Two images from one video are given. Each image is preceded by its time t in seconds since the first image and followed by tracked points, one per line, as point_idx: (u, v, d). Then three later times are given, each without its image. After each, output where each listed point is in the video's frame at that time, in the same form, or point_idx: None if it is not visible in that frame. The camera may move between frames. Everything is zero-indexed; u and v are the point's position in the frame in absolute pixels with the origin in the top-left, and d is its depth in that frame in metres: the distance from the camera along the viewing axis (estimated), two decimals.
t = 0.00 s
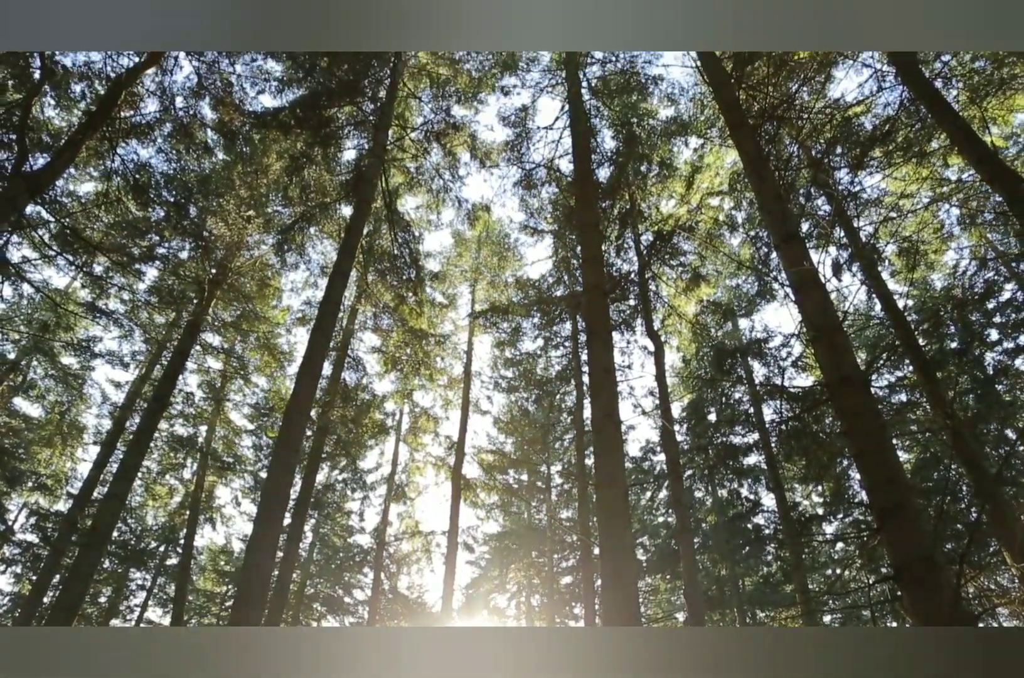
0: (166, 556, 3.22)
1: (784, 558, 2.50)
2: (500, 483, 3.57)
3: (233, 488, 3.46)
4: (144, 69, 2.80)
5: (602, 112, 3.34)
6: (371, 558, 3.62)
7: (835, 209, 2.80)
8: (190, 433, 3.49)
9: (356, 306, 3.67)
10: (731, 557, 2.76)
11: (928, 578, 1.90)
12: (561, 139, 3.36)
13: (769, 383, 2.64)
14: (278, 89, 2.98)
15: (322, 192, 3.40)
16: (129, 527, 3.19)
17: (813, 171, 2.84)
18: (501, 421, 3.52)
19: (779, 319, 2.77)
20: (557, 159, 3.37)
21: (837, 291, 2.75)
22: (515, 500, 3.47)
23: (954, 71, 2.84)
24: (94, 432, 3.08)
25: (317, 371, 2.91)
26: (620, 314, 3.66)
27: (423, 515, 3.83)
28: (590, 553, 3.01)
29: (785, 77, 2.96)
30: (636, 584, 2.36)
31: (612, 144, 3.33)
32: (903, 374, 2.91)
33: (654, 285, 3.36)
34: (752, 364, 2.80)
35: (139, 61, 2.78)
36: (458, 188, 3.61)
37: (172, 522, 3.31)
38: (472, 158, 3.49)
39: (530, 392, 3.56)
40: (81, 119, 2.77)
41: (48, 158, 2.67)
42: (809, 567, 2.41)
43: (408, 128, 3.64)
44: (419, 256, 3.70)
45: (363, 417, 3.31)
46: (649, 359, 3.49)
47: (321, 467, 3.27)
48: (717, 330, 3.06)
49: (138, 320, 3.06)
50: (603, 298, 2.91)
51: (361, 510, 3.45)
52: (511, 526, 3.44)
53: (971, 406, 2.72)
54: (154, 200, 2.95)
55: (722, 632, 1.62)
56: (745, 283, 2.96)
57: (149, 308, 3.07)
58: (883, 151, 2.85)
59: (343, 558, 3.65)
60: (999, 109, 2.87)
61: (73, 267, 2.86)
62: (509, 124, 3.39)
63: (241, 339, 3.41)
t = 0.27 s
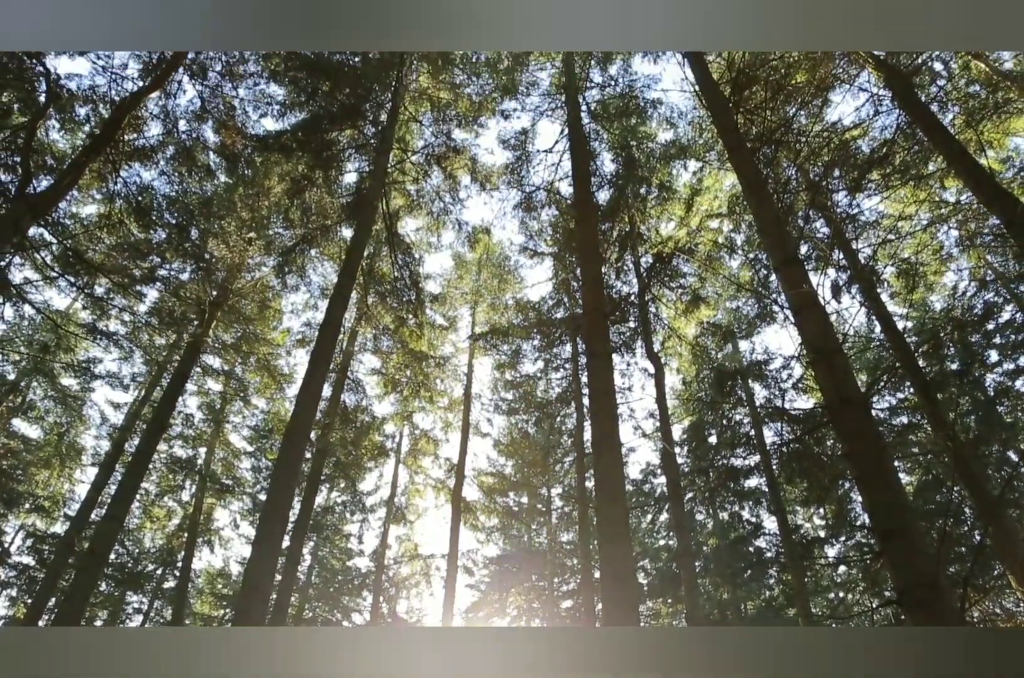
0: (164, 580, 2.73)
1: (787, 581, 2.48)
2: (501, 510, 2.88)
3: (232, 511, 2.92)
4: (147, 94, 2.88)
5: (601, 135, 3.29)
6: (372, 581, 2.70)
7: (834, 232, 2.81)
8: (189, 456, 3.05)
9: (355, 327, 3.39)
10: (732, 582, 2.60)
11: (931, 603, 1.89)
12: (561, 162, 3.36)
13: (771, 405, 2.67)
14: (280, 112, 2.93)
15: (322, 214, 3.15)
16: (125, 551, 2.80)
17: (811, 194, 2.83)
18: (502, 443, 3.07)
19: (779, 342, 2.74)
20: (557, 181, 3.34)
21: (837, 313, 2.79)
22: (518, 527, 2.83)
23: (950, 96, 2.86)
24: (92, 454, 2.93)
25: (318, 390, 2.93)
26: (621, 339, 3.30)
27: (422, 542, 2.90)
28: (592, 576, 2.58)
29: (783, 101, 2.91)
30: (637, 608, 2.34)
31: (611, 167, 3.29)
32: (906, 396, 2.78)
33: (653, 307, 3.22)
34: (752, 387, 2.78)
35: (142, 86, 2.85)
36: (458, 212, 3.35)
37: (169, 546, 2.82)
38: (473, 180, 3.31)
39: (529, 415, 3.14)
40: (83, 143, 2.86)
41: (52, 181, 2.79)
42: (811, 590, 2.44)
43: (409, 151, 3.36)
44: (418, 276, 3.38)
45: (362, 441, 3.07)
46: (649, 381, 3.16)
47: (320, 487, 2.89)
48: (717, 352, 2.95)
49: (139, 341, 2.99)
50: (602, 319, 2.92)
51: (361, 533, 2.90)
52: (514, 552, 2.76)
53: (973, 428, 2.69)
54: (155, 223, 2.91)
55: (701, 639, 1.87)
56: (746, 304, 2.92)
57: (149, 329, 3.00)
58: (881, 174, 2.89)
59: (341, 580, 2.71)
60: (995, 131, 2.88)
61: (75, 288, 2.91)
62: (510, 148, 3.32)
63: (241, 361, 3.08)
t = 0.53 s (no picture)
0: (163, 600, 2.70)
1: (788, 600, 2.43)
2: (500, 527, 2.87)
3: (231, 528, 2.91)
4: (150, 112, 2.90)
5: (601, 153, 3.32)
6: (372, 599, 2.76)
7: (833, 250, 2.80)
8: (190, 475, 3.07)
9: (355, 343, 3.33)
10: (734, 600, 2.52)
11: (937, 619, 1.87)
12: (561, 180, 3.35)
13: (772, 422, 2.69)
14: (282, 130, 2.93)
15: (322, 232, 3.12)
16: (124, 569, 2.81)
17: (810, 212, 2.83)
18: (502, 461, 3.02)
19: (779, 359, 2.77)
20: (557, 199, 3.30)
21: (837, 331, 2.71)
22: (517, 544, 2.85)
23: (947, 114, 2.88)
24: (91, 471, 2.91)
25: (318, 408, 2.89)
26: (621, 355, 3.25)
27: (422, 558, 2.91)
28: (592, 597, 2.46)
29: (781, 120, 2.89)
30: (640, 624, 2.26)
31: (611, 185, 3.30)
32: (906, 414, 2.80)
33: (653, 324, 3.21)
34: (752, 404, 2.79)
35: (146, 104, 2.88)
36: (458, 230, 3.34)
37: (168, 563, 2.81)
38: (473, 199, 3.31)
39: (529, 432, 3.03)
40: (86, 161, 2.91)
41: (53, 198, 2.86)
42: (814, 610, 2.38)
43: (409, 170, 3.33)
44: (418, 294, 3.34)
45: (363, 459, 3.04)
46: (649, 398, 3.13)
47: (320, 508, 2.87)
48: (717, 369, 2.95)
49: (139, 359, 2.95)
50: (602, 336, 2.93)
51: (360, 551, 2.93)
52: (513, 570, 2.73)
53: (974, 445, 2.72)
54: (156, 240, 2.91)
55: (692, 637, 1.91)
56: (745, 321, 2.92)
57: (148, 347, 2.95)
58: (879, 192, 2.89)
59: (342, 598, 2.74)
60: (992, 149, 2.90)
61: (75, 305, 2.90)
62: (509, 166, 3.30)
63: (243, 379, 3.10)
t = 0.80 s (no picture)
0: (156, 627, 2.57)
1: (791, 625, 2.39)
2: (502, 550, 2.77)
3: (228, 550, 2.74)
4: (153, 133, 2.92)
5: (601, 175, 3.23)
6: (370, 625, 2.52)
7: (832, 270, 2.81)
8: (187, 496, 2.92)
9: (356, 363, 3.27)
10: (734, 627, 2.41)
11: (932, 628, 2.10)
12: (561, 201, 3.25)
13: (772, 443, 2.72)
14: (283, 152, 2.97)
15: (323, 253, 3.12)
16: (121, 590, 2.69)
17: (809, 234, 2.84)
18: (502, 483, 2.89)
19: (779, 380, 2.79)
20: (558, 220, 3.22)
21: (838, 351, 2.76)
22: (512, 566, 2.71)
23: (943, 136, 2.89)
24: (88, 490, 2.88)
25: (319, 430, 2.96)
26: (621, 376, 3.08)
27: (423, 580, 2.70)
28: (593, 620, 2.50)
29: (780, 141, 2.92)
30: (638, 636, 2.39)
31: (611, 206, 3.25)
32: (907, 434, 2.72)
33: (654, 343, 3.04)
34: (753, 424, 2.78)
35: (148, 126, 2.91)
36: (458, 250, 3.25)
37: (166, 586, 2.67)
38: (473, 220, 3.21)
39: (529, 454, 2.95)
40: (89, 182, 2.94)
41: (56, 219, 2.91)
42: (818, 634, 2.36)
43: (410, 191, 3.27)
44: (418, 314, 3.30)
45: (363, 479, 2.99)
46: (649, 418, 2.91)
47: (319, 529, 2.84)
48: (718, 389, 2.86)
49: (139, 378, 2.93)
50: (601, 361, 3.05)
51: (359, 573, 2.73)
52: (514, 592, 2.63)
53: (977, 467, 2.67)
54: (157, 261, 2.93)
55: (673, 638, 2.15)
56: (745, 341, 2.89)
57: (149, 367, 2.93)
58: (878, 212, 2.88)
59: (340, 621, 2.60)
60: (989, 170, 2.90)
61: (76, 324, 2.92)
62: (510, 187, 3.23)
63: (240, 399, 2.97)
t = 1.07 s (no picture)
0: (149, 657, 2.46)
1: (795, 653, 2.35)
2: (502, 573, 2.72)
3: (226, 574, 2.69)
4: (156, 156, 2.97)
5: (600, 199, 3.26)
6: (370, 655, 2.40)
7: (831, 291, 2.81)
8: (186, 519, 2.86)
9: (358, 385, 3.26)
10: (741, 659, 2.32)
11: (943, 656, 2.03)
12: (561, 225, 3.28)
13: (770, 466, 2.69)
14: (285, 175, 3.02)
15: (324, 276, 3.13)
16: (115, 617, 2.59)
17: (808, 256, 2.85)
18: (502, 506, 2.85)
19: (779, 401, 2.75)
20: (558, 244, 3.25)
21: (838, 374, 2.75)
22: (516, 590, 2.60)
23: (941, 159, 2.86)
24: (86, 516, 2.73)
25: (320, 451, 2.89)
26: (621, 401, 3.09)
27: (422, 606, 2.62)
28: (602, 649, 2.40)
29: (778, 164, 2.96)
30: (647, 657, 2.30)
31: (610, 230, 3.27)
32: (909, 457, 2.67)
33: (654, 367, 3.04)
34: (754, 448, 2.75)
35: (152, 149, 2.97)
36: (458, 273, 3.24)
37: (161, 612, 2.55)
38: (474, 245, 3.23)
39: (529, 476, 2.90)
40: (92, 204, 2.96)
41: (59, 242, 2.94)
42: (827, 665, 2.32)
43: (411, 214, 3.38)
44: (419, 336, 3.31)
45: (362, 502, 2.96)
46: (649, 441, 2.92)
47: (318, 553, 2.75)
48: (719, 412, 2.88)
49: (139, 400, 2.92)
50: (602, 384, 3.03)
51: (358, 597, 2.67)
52: (514, 618, 2.45)
53: (980, 489, 2.62)
54: (159, 283, 2.94)
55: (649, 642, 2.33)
56: (745, 363, 2.88)
57: (149, 389, 2.91)
58: (876, 235, 2.88)
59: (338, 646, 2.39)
60: (986, 192, 2.90)
61: (76, 346, 2.90)
62: (509, 211, 3.25)
63: (240, 420, 2.98)
